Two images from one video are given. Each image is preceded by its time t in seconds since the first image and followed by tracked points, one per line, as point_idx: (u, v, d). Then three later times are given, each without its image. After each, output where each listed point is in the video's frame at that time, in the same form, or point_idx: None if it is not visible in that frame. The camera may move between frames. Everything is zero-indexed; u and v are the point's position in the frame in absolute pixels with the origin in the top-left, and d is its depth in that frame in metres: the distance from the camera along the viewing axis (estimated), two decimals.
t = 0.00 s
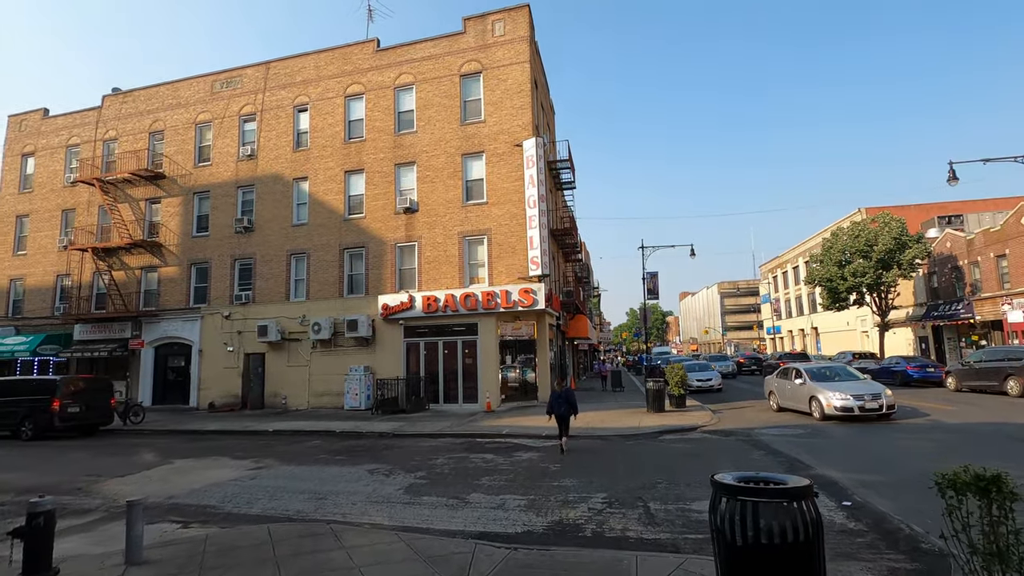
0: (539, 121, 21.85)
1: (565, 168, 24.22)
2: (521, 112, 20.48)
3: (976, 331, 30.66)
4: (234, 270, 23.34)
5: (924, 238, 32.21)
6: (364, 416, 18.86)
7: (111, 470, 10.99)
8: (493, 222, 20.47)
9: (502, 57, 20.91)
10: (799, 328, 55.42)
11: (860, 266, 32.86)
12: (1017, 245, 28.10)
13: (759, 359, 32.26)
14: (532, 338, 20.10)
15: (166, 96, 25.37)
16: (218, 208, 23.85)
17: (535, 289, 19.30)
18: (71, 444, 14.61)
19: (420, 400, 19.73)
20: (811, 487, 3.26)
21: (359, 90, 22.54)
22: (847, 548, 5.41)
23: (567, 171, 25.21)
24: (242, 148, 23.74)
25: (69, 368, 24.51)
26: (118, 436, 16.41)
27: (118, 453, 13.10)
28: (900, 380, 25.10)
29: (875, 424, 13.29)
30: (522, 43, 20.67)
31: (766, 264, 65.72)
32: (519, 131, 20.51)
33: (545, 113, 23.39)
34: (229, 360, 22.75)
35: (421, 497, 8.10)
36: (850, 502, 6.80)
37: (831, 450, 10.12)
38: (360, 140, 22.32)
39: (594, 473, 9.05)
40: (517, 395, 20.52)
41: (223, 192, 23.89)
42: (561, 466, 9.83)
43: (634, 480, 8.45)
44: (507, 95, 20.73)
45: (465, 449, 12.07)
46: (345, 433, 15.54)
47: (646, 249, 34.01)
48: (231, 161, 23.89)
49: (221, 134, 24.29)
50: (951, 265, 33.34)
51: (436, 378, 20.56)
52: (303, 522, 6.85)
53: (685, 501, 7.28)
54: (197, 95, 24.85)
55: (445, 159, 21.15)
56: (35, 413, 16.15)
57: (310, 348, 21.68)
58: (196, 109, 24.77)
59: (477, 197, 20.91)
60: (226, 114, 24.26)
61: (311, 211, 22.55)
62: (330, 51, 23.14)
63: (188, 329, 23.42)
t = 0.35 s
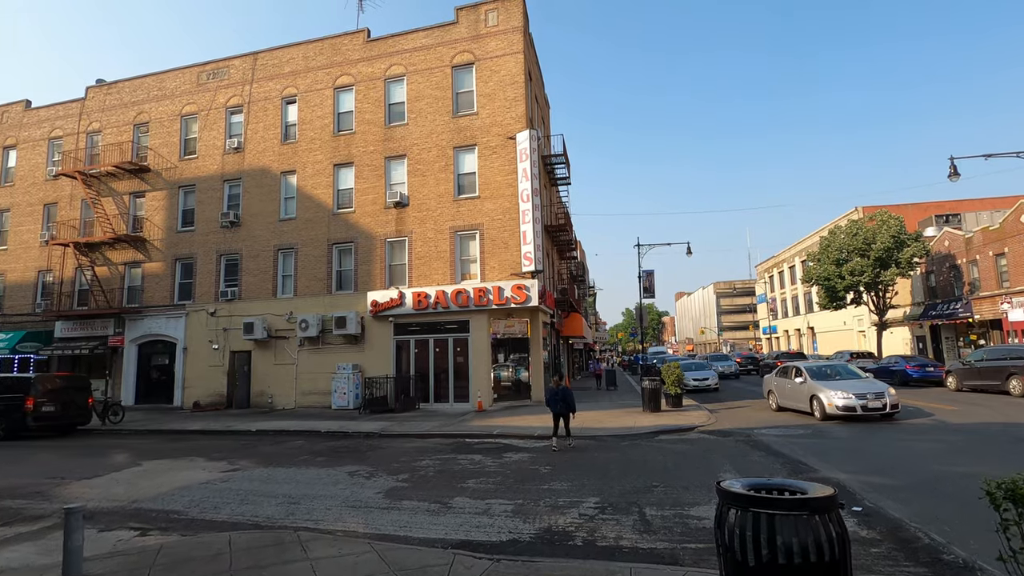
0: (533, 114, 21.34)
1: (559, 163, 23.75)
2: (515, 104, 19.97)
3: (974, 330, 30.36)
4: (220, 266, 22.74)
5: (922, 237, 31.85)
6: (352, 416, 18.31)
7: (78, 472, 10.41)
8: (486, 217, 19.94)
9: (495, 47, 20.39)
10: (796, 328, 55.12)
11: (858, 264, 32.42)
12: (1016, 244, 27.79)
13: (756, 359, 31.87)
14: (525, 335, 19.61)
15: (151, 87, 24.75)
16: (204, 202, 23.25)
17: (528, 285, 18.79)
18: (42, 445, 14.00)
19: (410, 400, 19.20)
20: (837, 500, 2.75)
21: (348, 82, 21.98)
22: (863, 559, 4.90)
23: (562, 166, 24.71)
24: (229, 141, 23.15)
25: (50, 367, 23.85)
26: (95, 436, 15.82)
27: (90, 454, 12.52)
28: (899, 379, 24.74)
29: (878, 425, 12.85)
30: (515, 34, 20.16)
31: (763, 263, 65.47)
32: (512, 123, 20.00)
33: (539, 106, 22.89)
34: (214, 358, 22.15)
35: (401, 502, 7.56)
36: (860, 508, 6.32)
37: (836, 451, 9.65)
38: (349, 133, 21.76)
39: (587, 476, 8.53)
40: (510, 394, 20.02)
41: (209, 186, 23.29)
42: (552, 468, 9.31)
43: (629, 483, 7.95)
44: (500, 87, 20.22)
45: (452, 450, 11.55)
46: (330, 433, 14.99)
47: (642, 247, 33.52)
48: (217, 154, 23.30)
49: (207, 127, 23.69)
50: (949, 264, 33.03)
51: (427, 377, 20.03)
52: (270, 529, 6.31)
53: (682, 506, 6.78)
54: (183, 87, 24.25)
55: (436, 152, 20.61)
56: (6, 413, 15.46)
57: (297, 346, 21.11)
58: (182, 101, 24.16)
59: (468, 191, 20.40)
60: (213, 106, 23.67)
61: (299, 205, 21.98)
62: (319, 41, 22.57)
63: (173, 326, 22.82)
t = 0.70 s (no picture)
0: (526, 109, 20.82)
1: (553, 159, 23.26)
2: (508, 97, 19.45)
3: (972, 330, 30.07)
4: (205, 264, 22.10)
5: (920, 235, 31.54)
6: (339, 418, 17.72)
7: (42, 481, 9.80)
8: (478, 213, 19.41)
9: (488, 39, 19.87)
10: (791, 327, 54.88)
11: (855, 263, 32.07)
12: (1015, 242, 27.53)
13: (752, 359, 31.48)
14: (518, 335, 19.10)
15: (134, 80, 24.06)
16: (189, 198, 22.60)
17: (521, 284, 18.27)
18: (12, 451, 13.35)
19: (400, 402, 18.64)
20: (887, 538, 2.24)
21: (337, 75, 21.38)
22: None
23: (556, 163, 24.21)
24: (214, 135, 22.51)
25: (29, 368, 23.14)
26: (69, 440, 15.17)
27: (60, 460, 11.91)
28: (898, 380, 24.40)
29: (883, 428, 12.41)
30: (508, 25, 19.63)
31: (758, 263, 65.27)
32: (505, 118, 19.46)
33: (533, 101, 22.39)
34: (198, 359, 21.52)
35: (381, 515, 7.00)
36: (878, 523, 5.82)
37: (843, 457, 9.17)
38: (338, 128, 21.17)
39: (581, 485, 8.00)
40: (503, 396, 19.51)
41: (193, 181, 22.64)
42: (545, 476, 8.78)
43: (626, 494, 7.43)
44: (493, 80, 19.69)
45: (441, 456, 11.01)
46: (315, 437, 14.41)
47: (637, 246, 33.09)
48: (202, 149, 22.66)
49: (191, 121, 23.03)
50: (946, 263, 32.77)
51: (417, 378, 19.46)
52: (234, 549, 5.75)
53: (685, 520, 6.26)
54: (167, 80, 23.58)
55: (427, 147, 20.05)
56: None
57: (284, 346, 20.50)
58: (166, 94, 23.49)
59: (460, 187, 19.85)
60: (197, 99, 23.02)
61: (286, 201, 21.38)
62: (307, 33, 21.94)
63: (156, 326, 22.15)
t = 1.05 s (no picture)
0: (522, 101, 20.28)
1: (550, 153, 22.72)
2: (503, 88, 18.91)
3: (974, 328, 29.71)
4: (192, 260, 21.48)
5: (921, 233, 31.13)
6: (328, 419, 17.15)
7: (7, 487, 9.21)
8: (473, 208, 18.86)
9: (483, 29, 19.32)
10: (789, 326, 54.57)
11: (856, 260, 31.64)
12: (1018, 239, 27.16)
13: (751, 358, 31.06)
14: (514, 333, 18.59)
15: (120, 71, 23.38)
16: (175, 192, 21.97)
17: (517, 280, 17.73)
18: None
19: (392, 402, 18.09)
20: None
21: (328, 66, 20.79)
22: None
23: (553, 157, 23.70)
24: (201, 128, 21.87)
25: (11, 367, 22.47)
26: (46, 442, 14.55)
27: (30, 464, 11.29)
28: (900, 379, 24.00)
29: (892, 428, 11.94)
30: (504, 14, 19.09)
31: (755, 262, 64.97)
32: (501, 109, 18.93)
33: (530, 93, 21.86)
34: (185, 358, 20.89)
35: (364, 525, 6.44)
36: (906, 535, 5.31)
37: (856, 459, 8.68)
38: (329, 120, 20.58)
39: (581, 491, 7.47)
40: (499, 395, 18.98)
41: (180, 175, 22.01)
42: (541, 481, 8.24)
43: (629, 501, 6.90)
44: (489, 71, 19.15)
45: (432, 459, 10.46)
46: (303, 438, 13.85)
47: (635, 243, 32.61)
48: (189, 142, 22.03)
49: (178, 113, 22.39)
50: (947, 261, 32.43)
51: (410, 377, 18.91)
52: (198, 566, 5.19)
53: (694, 530, 5.74)
54: (153, 71, 22.93)
55: (420, 140, 19.49)
56: None
57: (273, 345, 19.92)
58: (152, 86, 22.83)
59: (454, 180, 19.30)
60: (185, 91, 22.38)
61: (275, 195, 20.78)
62: (297, 23, 21.34)
63: (141, 324, 21.52)
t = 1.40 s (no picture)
0: (517, 94, 19.82)
1: (545, 148, 22.25)
2: (497, 80, 18.43)
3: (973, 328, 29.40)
4: (177, 255, 20.92)
5: (920, 232, 30.73)
6: (315, 419, 16.62)
7: None
8: (465, 202, 18.37)
9: (476, 19, 18.85)
10: (786, 326, 54.26)
11: (854, 260, 31.33)
12: (1017, 239, 26.86)
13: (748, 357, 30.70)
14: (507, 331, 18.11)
15: (104, 62, 22.78)
16: (160, 186, 21.40)
17: (510, 277, 17.26)
18: None
19: (381, 401, 17.59)
20: None
21: (317, 56, 20.26)
22: None
23: (548, 153, 23.24)
24: (187, 120, 21.31)
25: None
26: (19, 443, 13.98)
27: None
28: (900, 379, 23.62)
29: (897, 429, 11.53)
30: (498, 4, 18.62)
31: (752, 262, 64.73)
32: (494, 102, 18.45)
33: (524, 86, 21.40)
34: (169, 356, 20.32)
35: (339, 535, 5.94)
36: (928, 548, 4.87)
37: (865, 463, 8.23)
38: (318, 112, 20.05)
39: (574, 497, 6.99)
40: (491, 395, 18.49)
41: (166, 168, 21.44)
42: (532, 486, 7.76)
43: (625, 508, 6.43)
44: (482, 62, 18.66)
45: (418, 462, 9.96)
46: (287, 438, 13.33)
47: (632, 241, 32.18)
48: (175, 135, 21.46)
49: (164, 105, 21.82)
50: (946, 260, 32.14)
51: (400, 377, 18.39)
52: None
53: (696, 542, 5.27)
54: (138, 62, 22.33)
55: (412, 132, 18.99)
56: None
57: (259, 343, 19.39)
58: (137, 76, 22.25)
59: (446, 174, 18.82)
60: (170, 82, 21.80)
61: (262, 189, 20.24)
62: (286, 13, 20.80)
63: (125, 321, 20.93)
